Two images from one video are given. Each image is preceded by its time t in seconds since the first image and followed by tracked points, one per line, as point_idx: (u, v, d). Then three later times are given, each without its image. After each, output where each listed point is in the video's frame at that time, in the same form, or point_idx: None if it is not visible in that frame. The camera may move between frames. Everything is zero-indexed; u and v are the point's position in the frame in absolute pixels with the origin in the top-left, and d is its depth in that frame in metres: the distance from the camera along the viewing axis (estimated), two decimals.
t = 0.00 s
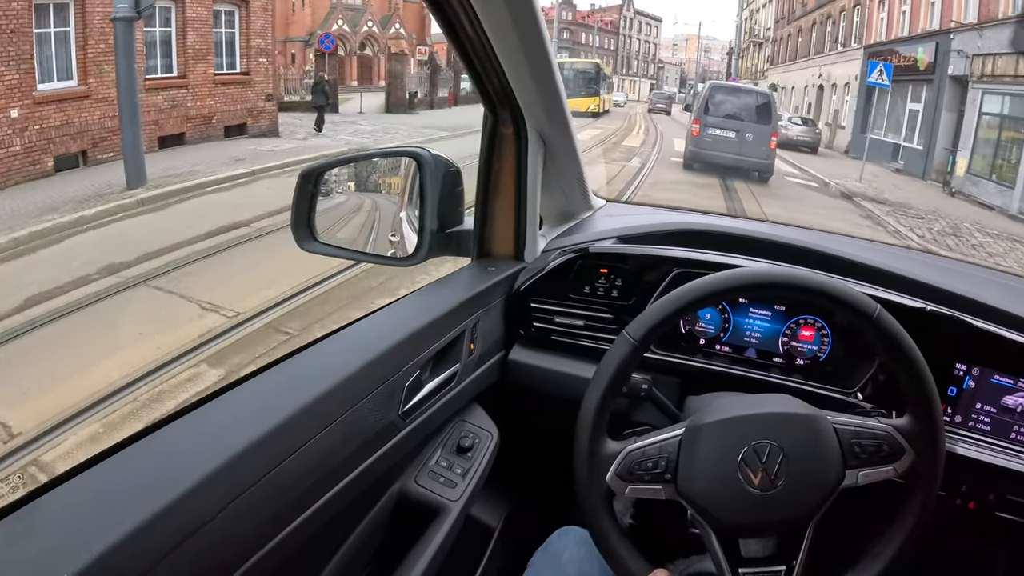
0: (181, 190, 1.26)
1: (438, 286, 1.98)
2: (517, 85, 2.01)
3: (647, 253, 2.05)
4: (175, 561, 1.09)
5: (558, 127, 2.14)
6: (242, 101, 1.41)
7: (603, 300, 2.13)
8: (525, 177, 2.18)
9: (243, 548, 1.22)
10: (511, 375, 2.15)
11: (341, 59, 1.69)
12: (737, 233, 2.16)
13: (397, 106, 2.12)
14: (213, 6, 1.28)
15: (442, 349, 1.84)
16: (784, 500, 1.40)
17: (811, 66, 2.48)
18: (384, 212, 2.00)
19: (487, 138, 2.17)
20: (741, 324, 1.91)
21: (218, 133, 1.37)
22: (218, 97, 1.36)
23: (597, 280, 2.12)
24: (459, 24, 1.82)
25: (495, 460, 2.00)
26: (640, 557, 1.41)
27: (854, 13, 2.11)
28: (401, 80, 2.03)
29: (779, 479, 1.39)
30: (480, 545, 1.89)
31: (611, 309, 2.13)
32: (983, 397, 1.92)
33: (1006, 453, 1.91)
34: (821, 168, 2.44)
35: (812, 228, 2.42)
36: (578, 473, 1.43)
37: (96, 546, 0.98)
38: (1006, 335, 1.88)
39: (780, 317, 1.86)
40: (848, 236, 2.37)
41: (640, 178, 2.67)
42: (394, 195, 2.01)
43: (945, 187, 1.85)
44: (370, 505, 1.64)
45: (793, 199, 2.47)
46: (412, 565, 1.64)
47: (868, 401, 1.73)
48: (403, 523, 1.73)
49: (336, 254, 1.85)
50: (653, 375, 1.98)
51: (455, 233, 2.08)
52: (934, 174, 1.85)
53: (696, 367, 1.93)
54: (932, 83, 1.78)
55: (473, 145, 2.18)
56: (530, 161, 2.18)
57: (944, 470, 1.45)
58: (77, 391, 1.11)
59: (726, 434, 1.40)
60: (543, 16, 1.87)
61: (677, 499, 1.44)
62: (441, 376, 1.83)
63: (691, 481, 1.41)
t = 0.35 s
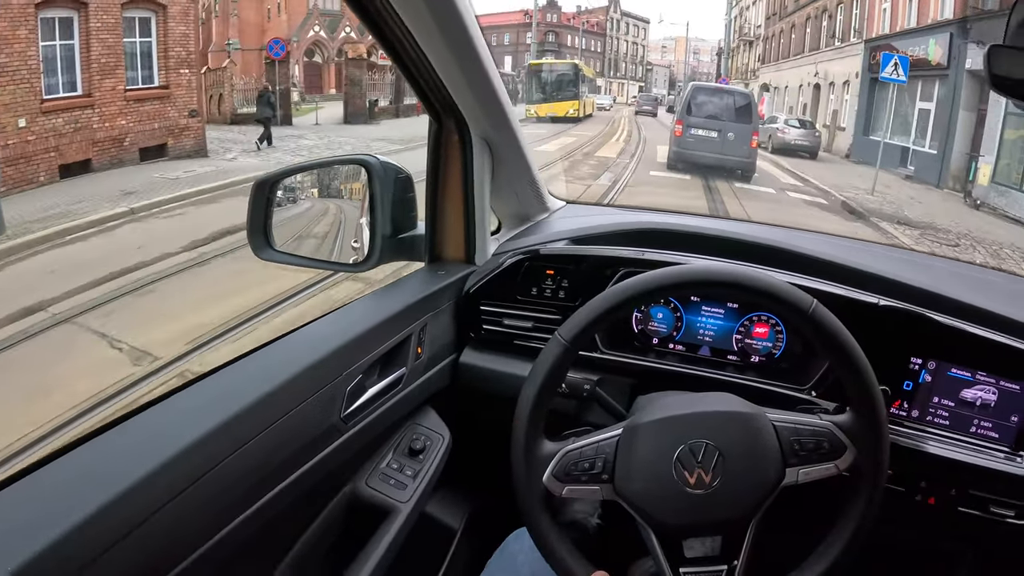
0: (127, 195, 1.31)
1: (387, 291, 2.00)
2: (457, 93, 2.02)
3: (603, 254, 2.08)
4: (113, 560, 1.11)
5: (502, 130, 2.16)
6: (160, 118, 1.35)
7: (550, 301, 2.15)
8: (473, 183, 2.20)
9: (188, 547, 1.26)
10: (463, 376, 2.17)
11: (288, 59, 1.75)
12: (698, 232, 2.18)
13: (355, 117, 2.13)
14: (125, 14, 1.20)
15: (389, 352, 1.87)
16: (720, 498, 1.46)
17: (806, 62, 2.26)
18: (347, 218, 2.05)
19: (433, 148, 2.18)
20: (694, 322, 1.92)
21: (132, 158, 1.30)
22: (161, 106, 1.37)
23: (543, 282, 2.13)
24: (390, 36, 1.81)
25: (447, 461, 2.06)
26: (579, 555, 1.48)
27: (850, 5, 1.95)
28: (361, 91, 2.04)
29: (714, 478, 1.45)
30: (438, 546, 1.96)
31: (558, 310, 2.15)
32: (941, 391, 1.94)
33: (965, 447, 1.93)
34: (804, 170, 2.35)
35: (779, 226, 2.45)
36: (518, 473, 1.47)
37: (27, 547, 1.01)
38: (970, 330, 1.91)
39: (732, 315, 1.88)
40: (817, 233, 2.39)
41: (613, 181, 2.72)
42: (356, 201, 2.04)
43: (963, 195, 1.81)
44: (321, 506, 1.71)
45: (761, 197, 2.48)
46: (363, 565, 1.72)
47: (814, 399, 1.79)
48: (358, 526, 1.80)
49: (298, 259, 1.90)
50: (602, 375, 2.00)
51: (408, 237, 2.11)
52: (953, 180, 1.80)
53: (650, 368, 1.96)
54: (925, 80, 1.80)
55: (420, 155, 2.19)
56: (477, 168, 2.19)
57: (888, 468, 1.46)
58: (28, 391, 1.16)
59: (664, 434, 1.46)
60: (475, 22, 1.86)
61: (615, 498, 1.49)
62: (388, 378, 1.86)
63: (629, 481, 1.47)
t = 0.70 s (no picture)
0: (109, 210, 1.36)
1: (353, 300, 2.06)
2: (415, 108, 2.09)
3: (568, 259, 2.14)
4: (83, 565, 1.15)
5: (461, 141, 2.22)
6: (66, 139, 1.19)
7: (510, 308, 2.21)
8: (434, 193, 2.26)
9: (160, 548, 1.31)
10: (428, 385, 2.23)
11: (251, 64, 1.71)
12: (662, 237, 2.27)
13: (308, 128, 2.07)
14: (18, 24, 1.08)
15: (355, 358, 1.93)
16: (669, 496, 1.51)
17: (801, 61, 2.36)
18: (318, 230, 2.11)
19: (394, 160, 2.25)
20: (654, 325, 1.99)
21: (31, 187, 1.17)
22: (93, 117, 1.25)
23: (503, 289, 2.20)
24: (346, 53, 1.86)
25: (416, 465, 2.13)
26: (539, 553, 1.50)
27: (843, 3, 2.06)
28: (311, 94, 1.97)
29: (664, 476, 1.50)
30: (410, 547, 2.01)
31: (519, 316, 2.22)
32: (897, 387, 2.00)
33: (924, 442, 1.97)
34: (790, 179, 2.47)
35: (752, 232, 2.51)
36: (477, 473, 1.52)
37: None
38: (930, 329, 1.96)
39: (691, 317, 1.95)
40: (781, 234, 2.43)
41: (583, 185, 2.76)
42: (326, 212, 2.10)
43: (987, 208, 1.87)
44: (290, 511, 1.75)
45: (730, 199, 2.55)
46: (332, 566, 1.77)
47: (771, 398, 1.85)
48: (328, 528, 1.86)
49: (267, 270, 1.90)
50: (565, 378, 2.05)
51: (376, 248, 2.16)
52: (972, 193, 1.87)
53: (611, 370, 2.01)
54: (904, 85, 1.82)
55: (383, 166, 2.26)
56: (439, 179, 2.26)
57: (834, 466, 1.50)
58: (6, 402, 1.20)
59: (614, 434, 1.51)
60: (428, 37, 1.92)
61: (569, 496, 1.54)
62: (354, 385, 1.93)
63: (581, 480, 1.52)
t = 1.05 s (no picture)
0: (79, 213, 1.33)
1: (339, 300, 2.03)
2: (400, 105, 2.06)
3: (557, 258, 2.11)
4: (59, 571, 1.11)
5: (446, 138, 2.20)
6: None
7: (496, 307, 2.19)
8: (420, 191, 2.24)
9: (140, 554, 1.27)
10: (415, 386, 2.20)
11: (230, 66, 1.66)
12: (653, 236, 2.25)
13: (258, 138, 1.89)
14: None
15: (338, 360, 1.89)
16: (661, 498, 1.48)
17: (804, 59, 2.14)
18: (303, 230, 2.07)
19: (378, 156, 2.22)
20: (642, 324, 1.96)
21: None
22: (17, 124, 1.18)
23: (489, 288, 2.17)
24: (329, 47, 1.82)
25: (402, 467, 2.09)
26: (524, 553, 1.47)
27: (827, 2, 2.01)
28: (261, 100, 1.84)
29: (655, 477, 1.47)
30: (397, 552, 1.98)
31: (506, 315, 2.19)
32: (889, 384, 1.98)
33: (916, 439, 1.95)
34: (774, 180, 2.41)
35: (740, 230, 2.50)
36: (464, 472, 1.49)
37: None
38: (924, 328, 1.94)
39: (680, 316, 1.93)
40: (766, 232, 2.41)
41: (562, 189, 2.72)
42: (310, 212, 2.06)
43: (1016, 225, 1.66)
44: (275, 515, 1.72)
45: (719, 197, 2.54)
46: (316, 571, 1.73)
47: (763, 398, 1.83)
48: (312, 533, 1.82)
49: (252, 273, 1.86)
50: (551, 379, 2.02)
51: (358, 247, 2.16)
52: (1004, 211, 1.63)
53: (599, 371, 1.98)
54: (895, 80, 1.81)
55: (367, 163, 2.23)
56: (424, 177, 2.23)
57: (827, 475, 1.47)
58: None
59: (605, 434, 1.48)
60: (413, 31, 1.89)
61: (557, 495, 1.51)
62: (337, 387, 1.89)
63: (570, 479, 1.49)
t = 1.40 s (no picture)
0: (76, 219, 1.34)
1: (332, 300, 2.04)
2: (392, 106, 2.08)
3: (549, 257, 2.13)
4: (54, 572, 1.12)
5: (437, 139, 2.21)
6: None
7: (488, 306, 2.19)
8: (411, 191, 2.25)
9: (134, 556, 1.27)
10: (407, 385, 2.21)
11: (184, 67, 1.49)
12: (644, 235, 2.26)
13: (203, 146, 1.65)
14: None
15: (331, 360, 1.90)
16: (652, 494, 1.49)
17: (812, 55, 2.17)
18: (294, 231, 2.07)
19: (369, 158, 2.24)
20: (633, 323, 1.97)
21: None
22: None
23: (481, 288, 2.18)
24: (320, 46, 1.82)
25: (395, 467, 2.10)
26: (516, 549, 1.48)
27: None
28: (208, 105, 1.60)
29: (646, 474, 1.48)
30: (391, 551, 1.98)
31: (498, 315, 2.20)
32: (877, 380, 1.99)
33: (905, 434, 1.97)
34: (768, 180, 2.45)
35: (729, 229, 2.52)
36: (455, 466, 1.49)
37: None
38: (913, 324, 1.96)
39: (670, 315, 1.94)
40: (754, 230, 2.43)
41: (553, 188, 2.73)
42: (300, 213, 2.07)
43: None
44: (269, 515, 1.72)
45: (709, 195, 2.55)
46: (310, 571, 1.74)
47: (753, 395, 1.86)
48: (305, 532, 1.82)
49: (245, 275, 1.87)
50: (543, 377, 2.04)
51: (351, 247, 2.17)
52: None
53: (591, 369, 2.00)
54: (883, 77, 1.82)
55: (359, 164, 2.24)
56: (415, 178, 2.25)
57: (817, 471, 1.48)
58: None
59: (596, 432, 1.49)
60: (404, 32, 1.90)
61: (549, 491, 1.53)
62: (329, 387, 1.89)
63: (562, 475, 1.51)
